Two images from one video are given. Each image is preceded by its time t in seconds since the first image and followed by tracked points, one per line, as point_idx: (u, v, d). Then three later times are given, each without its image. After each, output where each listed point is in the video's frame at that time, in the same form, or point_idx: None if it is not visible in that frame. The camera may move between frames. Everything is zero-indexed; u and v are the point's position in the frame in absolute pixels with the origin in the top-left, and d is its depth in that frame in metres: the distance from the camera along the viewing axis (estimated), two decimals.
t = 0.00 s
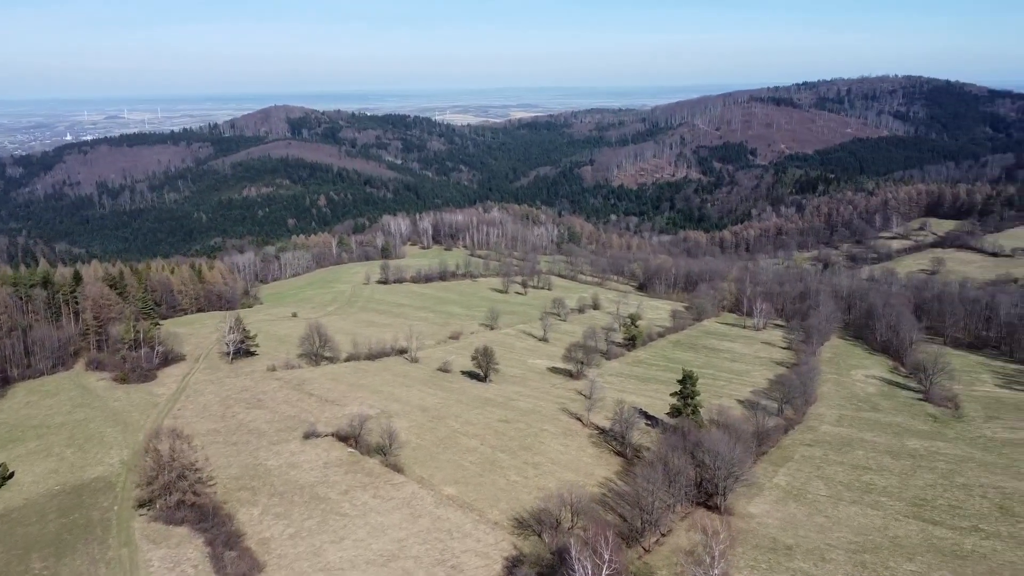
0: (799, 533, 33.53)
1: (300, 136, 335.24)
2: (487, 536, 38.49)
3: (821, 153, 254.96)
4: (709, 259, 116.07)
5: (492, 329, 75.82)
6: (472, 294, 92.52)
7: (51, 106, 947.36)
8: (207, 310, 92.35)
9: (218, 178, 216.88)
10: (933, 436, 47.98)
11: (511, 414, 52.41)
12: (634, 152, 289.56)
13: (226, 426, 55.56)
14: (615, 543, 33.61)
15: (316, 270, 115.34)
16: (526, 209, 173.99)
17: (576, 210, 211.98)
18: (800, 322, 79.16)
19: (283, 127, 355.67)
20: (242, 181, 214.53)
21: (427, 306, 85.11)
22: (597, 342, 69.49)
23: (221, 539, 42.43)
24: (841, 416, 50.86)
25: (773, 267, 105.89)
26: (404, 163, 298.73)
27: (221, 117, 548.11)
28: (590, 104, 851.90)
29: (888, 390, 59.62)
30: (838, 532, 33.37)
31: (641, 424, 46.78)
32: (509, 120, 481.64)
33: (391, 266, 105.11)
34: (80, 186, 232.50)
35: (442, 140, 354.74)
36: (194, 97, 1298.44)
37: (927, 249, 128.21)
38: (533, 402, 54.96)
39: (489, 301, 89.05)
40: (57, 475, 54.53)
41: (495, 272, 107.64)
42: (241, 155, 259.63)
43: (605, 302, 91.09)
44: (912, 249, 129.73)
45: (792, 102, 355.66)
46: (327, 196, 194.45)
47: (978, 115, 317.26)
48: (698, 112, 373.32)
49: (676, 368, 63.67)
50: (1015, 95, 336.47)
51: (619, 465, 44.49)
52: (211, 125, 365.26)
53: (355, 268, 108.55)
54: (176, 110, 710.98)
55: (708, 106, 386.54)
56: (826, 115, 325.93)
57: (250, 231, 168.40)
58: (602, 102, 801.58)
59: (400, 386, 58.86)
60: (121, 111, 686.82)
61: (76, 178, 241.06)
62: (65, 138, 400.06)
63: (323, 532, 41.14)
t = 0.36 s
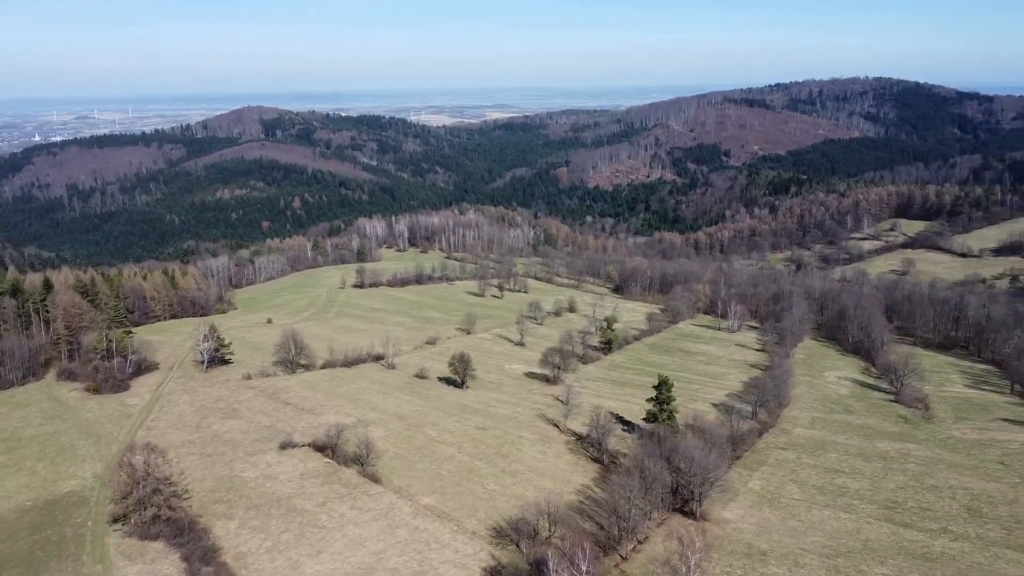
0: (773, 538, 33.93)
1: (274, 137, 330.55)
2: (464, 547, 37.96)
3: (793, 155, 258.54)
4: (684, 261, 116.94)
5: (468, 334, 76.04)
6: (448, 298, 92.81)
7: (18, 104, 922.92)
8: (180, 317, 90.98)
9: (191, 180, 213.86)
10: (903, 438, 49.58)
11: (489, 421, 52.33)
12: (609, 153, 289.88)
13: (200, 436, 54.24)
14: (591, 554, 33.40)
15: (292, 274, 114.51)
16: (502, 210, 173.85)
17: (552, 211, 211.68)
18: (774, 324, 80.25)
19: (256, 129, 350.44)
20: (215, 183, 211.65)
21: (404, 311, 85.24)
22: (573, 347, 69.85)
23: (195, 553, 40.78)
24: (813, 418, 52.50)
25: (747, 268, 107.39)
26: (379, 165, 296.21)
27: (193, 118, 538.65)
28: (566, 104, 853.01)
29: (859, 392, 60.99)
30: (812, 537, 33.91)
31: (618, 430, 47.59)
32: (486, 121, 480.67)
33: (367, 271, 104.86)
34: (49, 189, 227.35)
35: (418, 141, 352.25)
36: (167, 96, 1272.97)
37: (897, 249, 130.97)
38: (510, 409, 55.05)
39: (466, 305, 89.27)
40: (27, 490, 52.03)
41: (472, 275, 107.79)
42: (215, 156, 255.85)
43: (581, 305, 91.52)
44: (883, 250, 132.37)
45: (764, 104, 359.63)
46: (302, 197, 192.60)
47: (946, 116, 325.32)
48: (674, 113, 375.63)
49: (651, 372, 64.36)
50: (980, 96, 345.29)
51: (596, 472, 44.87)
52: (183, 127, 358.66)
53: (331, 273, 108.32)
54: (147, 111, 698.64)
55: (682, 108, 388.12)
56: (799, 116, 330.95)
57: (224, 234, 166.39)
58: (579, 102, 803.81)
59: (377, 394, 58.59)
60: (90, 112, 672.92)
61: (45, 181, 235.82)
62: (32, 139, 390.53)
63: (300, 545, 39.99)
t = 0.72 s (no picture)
0: (747, 544, 34.31)
1: (246, 139, 325.37)
2: (442, 558, 37.45)
3: (766, 155, 261.52)
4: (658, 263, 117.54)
5: (444, 339, 75.88)
6: (423, 302, 92.66)
7: None
8: (154, 324, 89.33)
9: (162, 183, 210.38)
10: (874, 440, 50.71)
11: (466, 429, 52.17)
12: (583, 154, 288.76)
13: (174, 449, 53.00)
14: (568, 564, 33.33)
15: (265, 278, 113.32)
16: (477, 213, 173.26)
17: (526, 213, 211.21)
18: (747, 326, 81.16)
19: (228, 130, 344.36)
20: (186, 186, 208.24)
21: (379, 316, 84.93)
22: (548, 351, 70.00)
23: (169, 568, 39.36)
24: (786, 420, 53.48)
25: (720, 270, 108.43)
26: (353, 166, 293.01)
27: (162, 120, 528.53)
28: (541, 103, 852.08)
29: (831, 393, 61.98)
30: (785, 542, 34.48)
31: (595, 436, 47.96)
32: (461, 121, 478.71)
33: (342, 275, 104.09)
34: (15, 193, 221.60)
35: (392, 143, 348.79)
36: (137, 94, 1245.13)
37: (868, 250, 133.02)
38: (486, 416, 54.97)
39: (441, 310, 89.08)
40: None
41: (447, 278, 107.52)
42: (186, 158, 251.45)
43: (557, 308, 91.72)
44: (853, 250, 134.33)
45: (737, 105, 362.49)
46: (275, 200, 190.47)
47: (914, 117, 331.88)
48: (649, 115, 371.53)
49: (627, 375, 64.77)
50: (946, 96, 353.10)
51: (573, 478, 45.07)
52: (152, 128, 351.31)
53: (306, 277, 107.43)
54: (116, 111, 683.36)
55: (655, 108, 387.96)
56: (770, 117, 334.08)
57: (196, 237, 163.90)
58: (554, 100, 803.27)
59: (353, 403, 58.16)
60: (55, 113, 656.40)
61: (9, 184, 229.44)
62: None
63: (277, 560, 38.87)
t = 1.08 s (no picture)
0: (724, 549, 34.75)
1: (217, 142, 319.72)
2: (422, 569, 36.88)
3: (738, 155, 264.14)
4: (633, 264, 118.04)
5: (421, 345, 75.63)
6: (399, 306, 92.44)
7: None
8: (127, 332, 87.85)
9: (133, 187, 206.69)
10: (846, 441, 51.82)
11: (444, 437, 52.01)
12: (557, 156, 285.96)
13: (148, 462, 51.53)
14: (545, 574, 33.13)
15: (239, 283, 112.10)
16: (452, 215, 172.33)
17: (501, 215, 210.66)
18: (722, 328, 82.06)
19: (199, 133, 337.72)
20: (157, 190, 204.54)
21: (355, 322, 84.54)
22: (525, 356, 70.10)
23: None
24: (760, 423, 54.40)
25: (694, 271, 109.39)
26: (327, 169, 289.72)
27: (132, 123, 519.52)
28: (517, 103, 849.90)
29: (804, 394, 62.88)
30: (761, 546, 35.01)
31: (573, 443, 48.34)
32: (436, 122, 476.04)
33: (317, 280, 103.19)
34: None
35: (366, 145, 344.90)
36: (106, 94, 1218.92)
37: (839, 249, 134.65)
38: (464, 424, 54.90)
39: (418, 314, 88.79)
40: None
41: (423, 282, 107.12)
42: (156, 162, 246.74)
43: (533, 311, 91.78)
44: (825, 249, 135.97)
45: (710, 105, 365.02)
46: (248, 204, 188.13)
47: (883, 116, 337.93)
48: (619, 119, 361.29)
49: (603, 379, 65.12)
50: (914, 95, 359.42)
51: (551, 485, 45.30)
52: (121, 131, 343.91)
53: (279, 282, 106.30)
54: (84, 113, 668.29)
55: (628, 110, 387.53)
56: (741, 118, 335.99)
57: (167, 242, 161.20)
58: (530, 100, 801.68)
59: (330, 412, 57.72)
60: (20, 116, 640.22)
61: None
62: None
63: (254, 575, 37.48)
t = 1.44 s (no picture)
0: (702, 553, 35.26)
1: (189, 145, 314.20)
2: None
3: (712, 155, 265.63)
4: (608, 267, 118.55)
5: (398, 351, 75.26)
6: (376, 311, 92.07)
7: None
8: (100, 341, 86.26)
9: (104, 191, 202.87)
10: (820, 441, 52.57)
11: (423, 446, 51.81)
12: (533, 156, 286.28)
13: (124, 477, 50.26)
14: None
15: (214, 289, 110.76)
16: (429, 217, 171.35)
17: (478, 217, 209.81)
18: (699, 329, 82.68)
19: (171, 136, 331.16)
20: (129, 194, 200.83)
21: (331, 327, 83.99)
22: (503, 361, 70.05)
23: None
24: (737, 425, 54.97)
25: (670, 272, 110.09)
26: (302, 172, 286.48)
27: (103, 125, 509.39)
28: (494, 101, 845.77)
29: (779, 394, 63.61)
30: (738, 550, 35.55)
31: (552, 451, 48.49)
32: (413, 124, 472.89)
33: (293, 285, 102.25)
34: None
35: (341, 147, 340.93)
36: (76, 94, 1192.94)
37: (813, 249, 135.83)
38: (442, 431, 54.74)
39: (395, 319, 88.33)
40: None
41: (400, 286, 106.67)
42: (127, 165, 241.89)
43: (510, 314, 91.72)
44: (799, 249, 137.11)
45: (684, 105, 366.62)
46: (222, 208, 185.71)
47: (854, 116, 342.26)
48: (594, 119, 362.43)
49: (581, 383, 65.27)
50: (883, 95, 364.00)
51: (531, 492, 45.41)
52: (90, 135, 336.67)
53: (254, 288, 105.04)
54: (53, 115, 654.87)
55: (602, 111, 385.01)
56: (715, 119, 337.24)
57: (139, 248, 158.43)
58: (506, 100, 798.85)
59: (309, 422, 57.20)
60: None
61: None
62: None
63: None
